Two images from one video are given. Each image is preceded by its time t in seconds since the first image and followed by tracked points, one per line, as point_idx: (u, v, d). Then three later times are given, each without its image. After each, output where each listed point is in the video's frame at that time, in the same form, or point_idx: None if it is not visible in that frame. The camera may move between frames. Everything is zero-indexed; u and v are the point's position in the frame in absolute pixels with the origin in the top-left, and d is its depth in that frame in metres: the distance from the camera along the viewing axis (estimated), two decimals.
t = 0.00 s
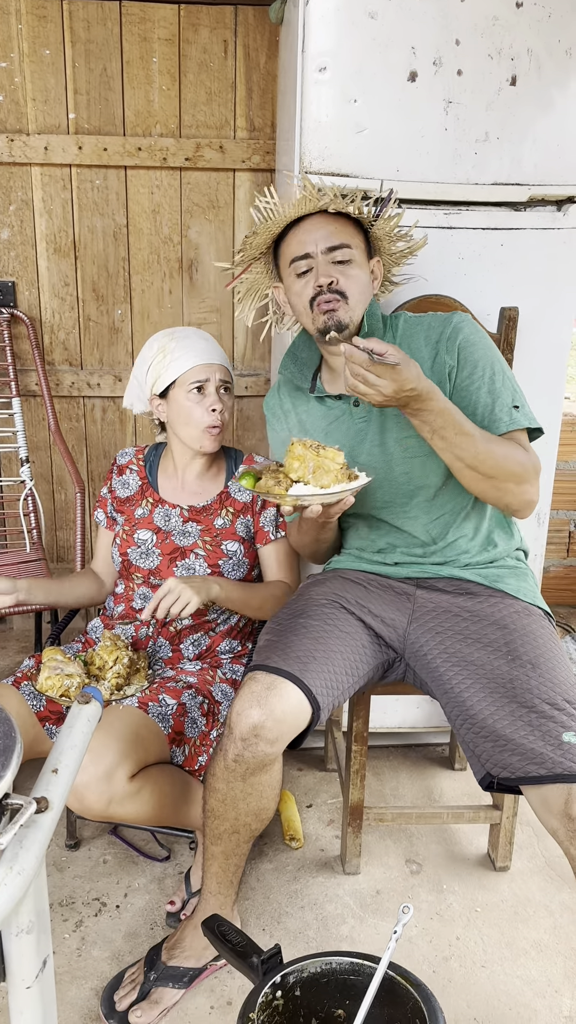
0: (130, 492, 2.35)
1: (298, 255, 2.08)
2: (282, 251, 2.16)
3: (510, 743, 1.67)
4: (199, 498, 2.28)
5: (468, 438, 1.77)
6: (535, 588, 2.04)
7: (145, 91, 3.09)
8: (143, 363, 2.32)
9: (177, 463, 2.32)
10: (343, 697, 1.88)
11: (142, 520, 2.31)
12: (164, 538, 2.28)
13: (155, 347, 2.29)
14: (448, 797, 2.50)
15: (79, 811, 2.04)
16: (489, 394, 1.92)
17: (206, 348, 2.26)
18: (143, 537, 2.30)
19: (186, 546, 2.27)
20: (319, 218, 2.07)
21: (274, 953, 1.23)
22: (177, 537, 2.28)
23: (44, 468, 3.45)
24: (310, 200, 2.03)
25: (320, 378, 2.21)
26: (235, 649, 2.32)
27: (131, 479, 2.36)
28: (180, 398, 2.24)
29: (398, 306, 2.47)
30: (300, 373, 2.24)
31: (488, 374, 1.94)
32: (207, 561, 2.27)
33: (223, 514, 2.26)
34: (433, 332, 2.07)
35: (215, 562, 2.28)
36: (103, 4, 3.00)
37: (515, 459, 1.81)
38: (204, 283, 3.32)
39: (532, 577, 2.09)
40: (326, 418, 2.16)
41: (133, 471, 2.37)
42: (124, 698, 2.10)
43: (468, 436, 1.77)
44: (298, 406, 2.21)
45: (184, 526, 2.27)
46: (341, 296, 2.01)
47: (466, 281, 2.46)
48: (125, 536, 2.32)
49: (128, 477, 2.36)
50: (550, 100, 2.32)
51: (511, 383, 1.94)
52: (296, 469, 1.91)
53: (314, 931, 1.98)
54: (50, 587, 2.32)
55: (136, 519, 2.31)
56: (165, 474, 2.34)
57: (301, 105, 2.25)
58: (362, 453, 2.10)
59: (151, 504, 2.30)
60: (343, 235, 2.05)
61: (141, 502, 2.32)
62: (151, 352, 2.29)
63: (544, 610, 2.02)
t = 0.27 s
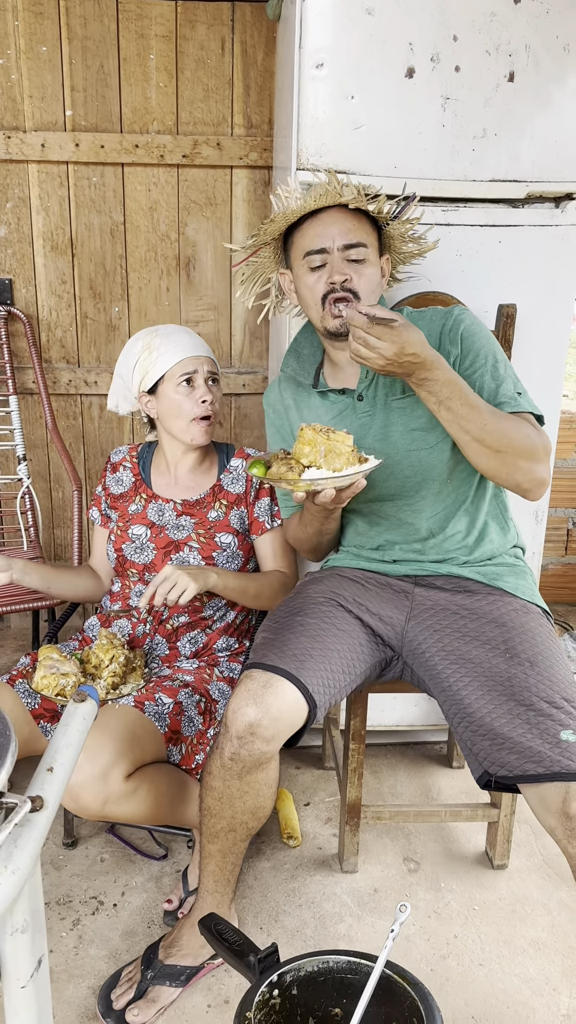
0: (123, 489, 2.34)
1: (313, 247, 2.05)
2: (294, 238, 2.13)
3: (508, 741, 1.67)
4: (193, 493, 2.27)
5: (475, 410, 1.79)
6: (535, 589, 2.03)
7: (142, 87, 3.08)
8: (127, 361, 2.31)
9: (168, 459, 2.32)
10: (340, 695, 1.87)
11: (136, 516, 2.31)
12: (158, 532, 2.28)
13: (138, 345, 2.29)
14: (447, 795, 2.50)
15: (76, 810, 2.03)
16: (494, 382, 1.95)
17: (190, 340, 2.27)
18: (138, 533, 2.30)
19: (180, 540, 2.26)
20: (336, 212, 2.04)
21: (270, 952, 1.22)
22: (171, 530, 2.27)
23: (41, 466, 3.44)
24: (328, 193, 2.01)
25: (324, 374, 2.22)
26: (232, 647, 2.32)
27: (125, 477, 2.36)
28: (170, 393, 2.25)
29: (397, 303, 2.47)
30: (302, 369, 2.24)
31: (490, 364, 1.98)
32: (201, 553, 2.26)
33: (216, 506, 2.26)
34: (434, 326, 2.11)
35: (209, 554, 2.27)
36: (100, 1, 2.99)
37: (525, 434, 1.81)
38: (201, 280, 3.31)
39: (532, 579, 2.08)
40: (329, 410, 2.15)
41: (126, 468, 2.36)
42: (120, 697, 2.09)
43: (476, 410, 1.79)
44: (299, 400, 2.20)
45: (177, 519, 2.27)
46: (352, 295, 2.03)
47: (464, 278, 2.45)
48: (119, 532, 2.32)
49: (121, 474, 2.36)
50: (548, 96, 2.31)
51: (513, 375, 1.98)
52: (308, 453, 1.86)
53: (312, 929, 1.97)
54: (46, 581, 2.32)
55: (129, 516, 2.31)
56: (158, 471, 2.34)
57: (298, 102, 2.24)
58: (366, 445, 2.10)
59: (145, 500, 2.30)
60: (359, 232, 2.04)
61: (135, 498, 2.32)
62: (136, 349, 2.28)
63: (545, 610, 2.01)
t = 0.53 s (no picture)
0: (121, 488, 2.34)
1: (332, 246, 1.99)
2: (314, 230, 2.05)
3: (508, 740, 1.67)
4: (193, 491, 2.27)
5: (481, 397, 1.80)
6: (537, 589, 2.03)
7: (140, 86, 3.07)
8: (123, 361, 2.31)
9: (166, 459, 2.31)
10: (340, 695, 1.87)
11: (134, 515, 2.31)
12: (156, 531, 2.27)
13: (133, 345, 2.29)
14: (445, 794, 2.50)
15: (74, 810, 2.03)
16: (501, 376, 1.95)
17: (185, 338, 2.28)
18: (136, 532, 2.29)
19: (178, 539, 2.26)
20: (359, 214, 1.98)
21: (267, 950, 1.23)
22: (169, 529, 2.26)
23: (39, 465, 3.44)
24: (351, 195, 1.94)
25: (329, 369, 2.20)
26: (231, 646, 2.31)
27: (123, 476, 2.35)
28: (166, 390, 2.25)
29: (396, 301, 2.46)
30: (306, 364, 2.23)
31: (498, 358, 1.98)
32: (199, 552, 2.26)
33: (214, 505, 2.26)
34: (441, 323, 2.11)
35: (207, 553, 2.27)
36: None
37: (532, 423, 1.81)
38: (199, 279, 3.31)
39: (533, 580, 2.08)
40: (335, 407, 2.14)
41: (124, 467, 2.36)
42: (118, 697, 2.04)
43: (482, 399, 1.80)
44: (305, 394, 2.20)
45: (176, 518, 2.26)
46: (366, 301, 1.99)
47: (462, 277, 2.44)
48: (117, 532, 2.31)
49: (119, 473, 2.35)
50: (546, 94, 2.31)
51: (520, 370, 1.98)
52: (304, 446, 1.85)
53: (310, 928, 1.97)
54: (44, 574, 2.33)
55: (127, 515, 2.31)
56: (156, 471, 2.34)
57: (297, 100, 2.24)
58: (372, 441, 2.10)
59: (143, 499, 2.30)
60: (381, 238, 1.99)
61: (133, 497, 2.32)
62: (131, 348, 2.29)
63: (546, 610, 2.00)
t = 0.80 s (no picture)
0: (120, 488, 2.34)
1: (339, 249, 1.98)
2: (321, 228, 2.03)
3: (510, 741, 1.67)
4: (192, 491, 2.27)
5: (486, 399, 1.81)
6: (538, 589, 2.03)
7: (139, 85, 3.07)
8: (122, 360, 2.31)
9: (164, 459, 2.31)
10: (341, 696, 1.87)
11: (133, 515, 2.30)
12: (155, 531, 2.27)
13: (132, 344, 2.29)
14: (445, 793, 2.50)
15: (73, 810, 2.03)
16: (505, 376, 1.95)
17: (184, 338, 2.28)
18: (135, 532, 2.29)
19: (178, 539, 2.25)
20: (366, 217, 1.96)
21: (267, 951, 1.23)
22: (168, 529, 2.26)
23: (38, 465, 3.43)
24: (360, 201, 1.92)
25: (332, 369, 2.20)
26: (230, 646, 2.31)
27: (122, 476, 2.35)
28: (164, 391, 2.25)
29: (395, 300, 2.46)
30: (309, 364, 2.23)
31: (502, 358, 1.99)
32: (198, 552, 2.26)
33: (213, 505, 2.25)
34: (443, 322, 2.11)
35: (207, 553, 2.26)
36: None
37: (538, 423, 1.82)
38: (198, 278, 3.31)
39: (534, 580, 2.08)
40: (338, 405, 2.13)
41: (123, 467, 2.36)
42: (117, 696, 2.01)
43: (489, 398, 1.81)
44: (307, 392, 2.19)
45: (175, 518, 2.26)
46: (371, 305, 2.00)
47: (462, 276, 2.44)
48: (116, 532, 2.31)
49: (118, 473, 2.35)
50: (545, 93, 2.31)
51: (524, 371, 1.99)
52: (296, 444, 1.85)
53: (310, 928, 1.97)
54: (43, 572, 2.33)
55: (126, 515, 2.31)
56: (155, 470, 2.33)
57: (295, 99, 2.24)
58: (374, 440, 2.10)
59: (142, 499, 2.30)
60: (387, 242, 1.98)
61: (132, 497, 2.32)
62: (130, 347, 2.28)
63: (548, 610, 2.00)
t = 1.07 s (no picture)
0: (120, 489, 2.34)
1: (327, 251, 1.98)
2: (314, 231, 2.02)
3: (511, 741, 1.67)
4: (191, 492, 2.27)
5: (489, 438, 1.80)
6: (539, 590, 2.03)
7: (139, 84, 3.07)
8: (125, 358, 2.31)
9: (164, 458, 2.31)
10: (342, 695, 1.87)
11: (133, 515, 2.30)
12: (155, 531, 2.27)
13: (136, 342, 2.29)
14: (445, 793, 2.50)
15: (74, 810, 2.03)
16: (509, 379, 1.96)
17: (186, 339, 2.26)
18: (135, 532, 2.29)
19: (178, 539, 2.26)
20: (355, 221, 1.95)
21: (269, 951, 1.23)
22: (168, 530, 2.26)
23: (38, 465, 3.43)
24: (345, 204, 1.91)
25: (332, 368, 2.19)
26: (231, 646, 2.31)
27: (121, 476, 2.35)
28: (162, 392, 2.24)
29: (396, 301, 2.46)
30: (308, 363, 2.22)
31: (505, 361, 1.99)
32: (199, 553, 2.26)
33: (214, 506, 2.26)
34: (445, 322, 2.11)
35: (207, 553, 2.27)
36: None
37: (538, 449, 1.81)
38: (198, 278, 3.31)
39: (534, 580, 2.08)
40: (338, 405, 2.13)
41: (122, 467, 2.36)
42: (118, 697, 2.03)
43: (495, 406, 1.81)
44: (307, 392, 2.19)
45: (175, 518, 2.26)
46: (357, 309, 1.99)
47: (462, 276, 2.44)
48: (117, 532, 2.31)
49: (118, 473, 2.35)
50: (546, 93, 2.31)
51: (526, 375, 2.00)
52: (292, 437, 1.83)
53: (311, 929, 1.97)
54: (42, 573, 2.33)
55: (126, 515, 2.30)
56: (154, 470, 2.33)
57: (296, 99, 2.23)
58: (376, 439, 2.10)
59: (142, 499, 2.29)
60: (375, 247, 1.96)
61: (132, 497, 2.31)
62: (132, 346, 2.28)
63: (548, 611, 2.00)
